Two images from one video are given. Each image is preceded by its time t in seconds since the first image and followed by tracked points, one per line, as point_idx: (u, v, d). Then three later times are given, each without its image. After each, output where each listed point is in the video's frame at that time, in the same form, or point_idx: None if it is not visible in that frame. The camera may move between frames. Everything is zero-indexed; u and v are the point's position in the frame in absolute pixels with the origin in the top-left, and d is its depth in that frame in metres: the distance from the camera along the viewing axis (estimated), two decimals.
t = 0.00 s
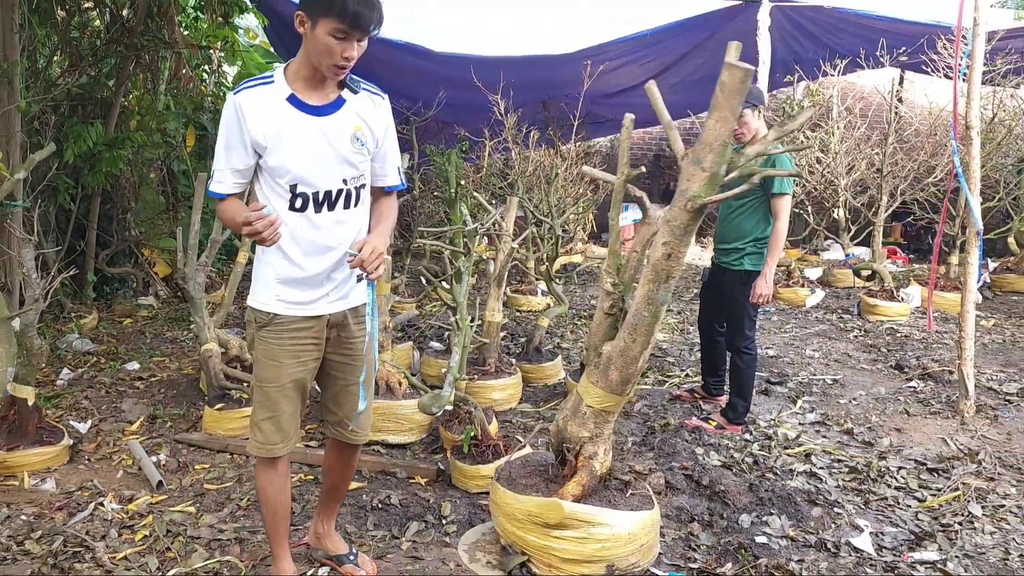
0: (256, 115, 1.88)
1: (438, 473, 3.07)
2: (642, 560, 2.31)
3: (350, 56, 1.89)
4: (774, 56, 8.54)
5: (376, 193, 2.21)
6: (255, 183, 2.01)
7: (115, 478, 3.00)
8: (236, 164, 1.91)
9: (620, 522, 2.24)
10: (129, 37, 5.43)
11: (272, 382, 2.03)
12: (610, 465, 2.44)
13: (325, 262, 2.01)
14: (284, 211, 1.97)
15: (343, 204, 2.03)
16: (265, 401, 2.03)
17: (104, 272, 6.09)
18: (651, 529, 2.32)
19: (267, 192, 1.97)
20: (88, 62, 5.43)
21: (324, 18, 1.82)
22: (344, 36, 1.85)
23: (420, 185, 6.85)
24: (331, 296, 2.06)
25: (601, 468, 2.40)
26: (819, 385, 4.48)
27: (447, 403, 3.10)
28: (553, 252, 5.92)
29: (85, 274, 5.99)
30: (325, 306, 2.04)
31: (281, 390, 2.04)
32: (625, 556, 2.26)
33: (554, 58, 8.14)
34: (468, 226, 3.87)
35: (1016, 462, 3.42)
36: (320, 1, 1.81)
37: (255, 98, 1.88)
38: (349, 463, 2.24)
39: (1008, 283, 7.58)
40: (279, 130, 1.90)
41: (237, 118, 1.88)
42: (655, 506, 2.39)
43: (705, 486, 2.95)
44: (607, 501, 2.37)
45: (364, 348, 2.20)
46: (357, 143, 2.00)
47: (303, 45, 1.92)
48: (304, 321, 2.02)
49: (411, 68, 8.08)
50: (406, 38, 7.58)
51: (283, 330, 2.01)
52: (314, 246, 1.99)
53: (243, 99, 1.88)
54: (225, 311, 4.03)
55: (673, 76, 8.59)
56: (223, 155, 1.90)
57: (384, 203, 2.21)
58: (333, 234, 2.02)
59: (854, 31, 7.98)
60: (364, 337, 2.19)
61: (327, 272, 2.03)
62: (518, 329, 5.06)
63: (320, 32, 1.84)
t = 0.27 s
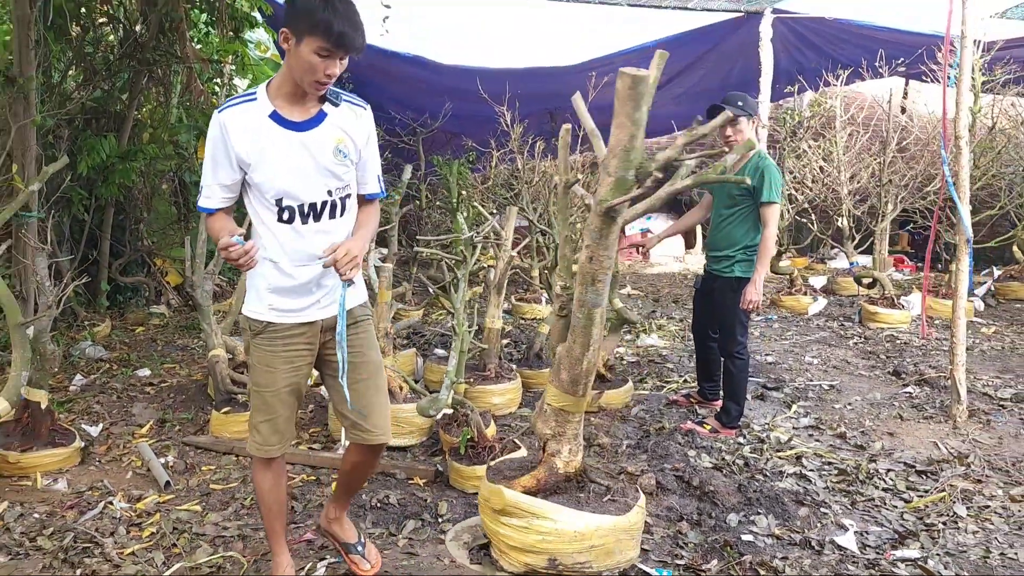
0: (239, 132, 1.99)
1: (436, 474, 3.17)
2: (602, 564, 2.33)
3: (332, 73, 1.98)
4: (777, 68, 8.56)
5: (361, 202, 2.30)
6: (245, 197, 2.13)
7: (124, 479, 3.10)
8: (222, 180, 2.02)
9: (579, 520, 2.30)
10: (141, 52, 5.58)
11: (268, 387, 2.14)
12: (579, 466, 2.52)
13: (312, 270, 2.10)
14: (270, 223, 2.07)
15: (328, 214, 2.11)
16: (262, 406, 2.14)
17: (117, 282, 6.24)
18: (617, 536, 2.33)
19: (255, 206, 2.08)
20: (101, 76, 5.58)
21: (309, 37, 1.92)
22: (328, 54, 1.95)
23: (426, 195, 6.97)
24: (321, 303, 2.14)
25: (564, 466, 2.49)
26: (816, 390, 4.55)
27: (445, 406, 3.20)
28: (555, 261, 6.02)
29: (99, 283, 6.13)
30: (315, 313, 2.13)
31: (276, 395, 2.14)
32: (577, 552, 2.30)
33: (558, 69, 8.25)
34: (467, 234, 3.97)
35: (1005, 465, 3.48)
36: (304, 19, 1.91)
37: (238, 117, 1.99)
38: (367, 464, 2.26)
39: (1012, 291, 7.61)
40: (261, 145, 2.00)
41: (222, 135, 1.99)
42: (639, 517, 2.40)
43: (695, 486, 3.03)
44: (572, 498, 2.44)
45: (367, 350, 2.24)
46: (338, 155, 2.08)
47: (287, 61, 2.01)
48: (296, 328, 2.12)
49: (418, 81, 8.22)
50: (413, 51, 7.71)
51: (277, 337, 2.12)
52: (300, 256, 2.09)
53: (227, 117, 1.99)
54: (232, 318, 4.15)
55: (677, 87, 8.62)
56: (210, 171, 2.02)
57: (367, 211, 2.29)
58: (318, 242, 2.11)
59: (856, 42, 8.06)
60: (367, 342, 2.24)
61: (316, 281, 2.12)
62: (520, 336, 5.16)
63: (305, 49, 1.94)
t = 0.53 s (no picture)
0: (248, 142, 2.06)
1: (434, 473, 3.27)
2: (554, 556, 2.44)
3: (336, 73, 2.08)
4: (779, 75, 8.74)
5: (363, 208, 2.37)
6: (252, 204, 2.21)
7: (133, 477, 3.22)
8: (231, 187, 2.11)
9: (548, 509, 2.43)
10: (152, 65, 5.73)
11: (275, 387, 2.23)
12: (546, 460, 2.68)
13: (317, 274, 2.18)
14: (278, 228, 2.16)
15: (332, 221, 2.20)
16: (270, 405, 2.23)
17: (128, 290, 6.37)
18: (571, 531, 2.43)
19: (262, 212, 2.16)
20: (112, 89, 5.73)
21: (311, 39, 2.02)
22: (330, 54, 2.05)
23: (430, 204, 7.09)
24: (325, 306, 2.22)
25: (529, 458, 2.68)
26: (811, 394, 4.63)
27: (442, 406, 3.30)
28: (557, 268, 6.12)
29: (110, 291, 6.27)
30: (321, 315, 2.21)
31: (283, 395, 2.23)
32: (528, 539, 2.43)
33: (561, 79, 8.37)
34: (465, 241, 4.08)
35: (992, 465, 3.54)
36: (306, 27, 2.00)
37: (247, 127, 2.07)
38: (392, 473, 2.31)
39: (1013, 296, 7.64)
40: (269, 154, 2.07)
41: (231, 145, 2.07)
42: (603, 519, 2.47)
43: (684, 485, 3.12)
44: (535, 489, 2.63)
45: (370, 350, 2.31)
46: (343, 163, 2.16)
47: (292, 67, 2.10)
48: (302, 330, 2.21)
49: (423, 92, 8.36)
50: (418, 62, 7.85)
51: (283, 339, 2.21)
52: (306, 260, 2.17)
53: (236, 127, 2.07)
54: (238, 323, 4.27)
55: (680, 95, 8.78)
56: (220, 179, 2.10)
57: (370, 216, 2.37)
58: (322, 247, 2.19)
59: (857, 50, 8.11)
60: (371, 344, 2.31)
61: (321, 284, 2.20)
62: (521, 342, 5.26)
63: (309, 52, 2.03)
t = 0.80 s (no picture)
0: (287, 152, 2.12)
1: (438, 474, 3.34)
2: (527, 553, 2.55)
3: (370, 86, 2.14)
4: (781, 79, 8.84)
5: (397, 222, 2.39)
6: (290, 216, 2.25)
7: (145, 479, 3.30)
8: (272, 196, 2.15)
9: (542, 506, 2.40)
10: (161, 77, 5.83)
11: (305, 392, 2.24)
12: (532, 458, 2.78)
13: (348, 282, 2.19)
14: (313, 237, 2.19)
15: (365, 232, 2.23)
16: (300, 409, 2.24)
17: (138, 297, 6.47)
18: (544, 528, 2.54)
19: (298, 222, 2.21)
20: (123, 100, 5.81)
21: (344, 51, 2.10)
22: (363, 65, 2.12)
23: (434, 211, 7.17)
24: (356, 313, 2.22)
25: (515, 456, 2.80)
26: (811, 395, 4.69)
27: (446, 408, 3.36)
28: (560, 273, 6.20)
29: (120, 299, 6.37)
30: (350, 323, 2.22)
31: (312, 400, 2.24)
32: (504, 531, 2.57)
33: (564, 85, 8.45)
34: (468, 246, 4.16)
35: (988, 464, 3.60)
36: (339, 39, 2.10)
37: (286, 137, 2.13)
38: (412, 481, 2.29)
39: (1015, 298, 7.67)
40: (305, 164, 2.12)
41: (271, 154, 2.13)
42: (580, 521, 2.56)
43: (684, 484, 3.18)
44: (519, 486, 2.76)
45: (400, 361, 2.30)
46: (377, 176, 2.20)
47: (329, 83, 2.17)
48: (332, 336, 2.22)
49: (427, 99, 8.46)
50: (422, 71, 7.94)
51: (314, 345, 2.22)
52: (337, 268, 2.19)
53: (277, 137, 2.13)
54: (246, 329, 4.35)
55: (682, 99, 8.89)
56: (262, 186, 2.14)
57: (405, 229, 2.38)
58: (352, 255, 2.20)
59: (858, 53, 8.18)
60: (400, 353, 2.30)
61: (352, 292, 2.20)
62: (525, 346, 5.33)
63: (343, 65, 2.11)
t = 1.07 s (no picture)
0: (330, 158, 2.18)
1: (444, 478, 3.38)
2: (515, 552, 2.54)
3: (410, 98, 2.17)
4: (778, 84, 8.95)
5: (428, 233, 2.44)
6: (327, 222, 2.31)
7: (156, 485, 3.34)
8: (313, 201, 2.21)
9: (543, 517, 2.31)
10: (164, 86, 5.89)
11: (336, 396, 2.24)
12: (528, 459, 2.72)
13: (381, 288, 2.21)
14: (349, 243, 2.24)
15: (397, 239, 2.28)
16: (330, 413, 2.24)
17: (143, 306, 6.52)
18: (530, 528, 2.52)
19: (335, 227, 2.26)
20: (127, 110, 5.85)
21: (387, 64, 2.13)
22: (404, 78, 2.15)
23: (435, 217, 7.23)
24: (389, 318, 2.23)
25: (512, 457, 2.74)
26: (812, 397, 4.74)
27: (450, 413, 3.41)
28: (561, 278, 6.24)
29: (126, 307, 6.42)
30: (382, 328, 2.22)
31: (343, 403, 2.24)
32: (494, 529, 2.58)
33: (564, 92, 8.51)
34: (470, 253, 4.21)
35: (987, 464, 3.64)
36: (382, 52, 2.13)
37: (327, 143, 2.19)
38: (428, 486, 2.32)
39: (1013, 299, 7.72)
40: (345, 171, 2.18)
41: (314, 160, 2.19)
42: (567, 524, 2.51)
43: (687, 486, 3.23)
44: (515, 487, 2.72)
45: (431, 367, 2.30)
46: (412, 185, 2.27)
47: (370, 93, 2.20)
48: (364, 341, 2.22)
49: (427, 107, 8.52)
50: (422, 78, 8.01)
51: (346, 349, 2.22)
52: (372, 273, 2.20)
53: (319, 144, 2.19)
54: (252, 336, 4.40)
55: (681, 104, 8.96)
56: (303, 190, 2.21)
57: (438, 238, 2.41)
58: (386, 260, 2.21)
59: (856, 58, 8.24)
60: (430, 360, 2.31)
61: (384, 297, 2.22)
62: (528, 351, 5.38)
63: (384, 77, 2.14)
